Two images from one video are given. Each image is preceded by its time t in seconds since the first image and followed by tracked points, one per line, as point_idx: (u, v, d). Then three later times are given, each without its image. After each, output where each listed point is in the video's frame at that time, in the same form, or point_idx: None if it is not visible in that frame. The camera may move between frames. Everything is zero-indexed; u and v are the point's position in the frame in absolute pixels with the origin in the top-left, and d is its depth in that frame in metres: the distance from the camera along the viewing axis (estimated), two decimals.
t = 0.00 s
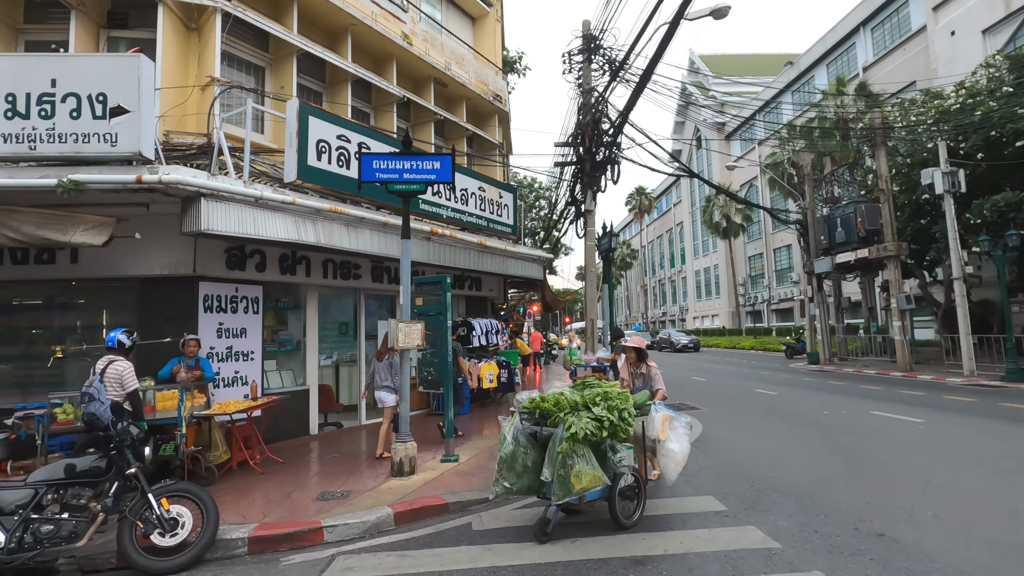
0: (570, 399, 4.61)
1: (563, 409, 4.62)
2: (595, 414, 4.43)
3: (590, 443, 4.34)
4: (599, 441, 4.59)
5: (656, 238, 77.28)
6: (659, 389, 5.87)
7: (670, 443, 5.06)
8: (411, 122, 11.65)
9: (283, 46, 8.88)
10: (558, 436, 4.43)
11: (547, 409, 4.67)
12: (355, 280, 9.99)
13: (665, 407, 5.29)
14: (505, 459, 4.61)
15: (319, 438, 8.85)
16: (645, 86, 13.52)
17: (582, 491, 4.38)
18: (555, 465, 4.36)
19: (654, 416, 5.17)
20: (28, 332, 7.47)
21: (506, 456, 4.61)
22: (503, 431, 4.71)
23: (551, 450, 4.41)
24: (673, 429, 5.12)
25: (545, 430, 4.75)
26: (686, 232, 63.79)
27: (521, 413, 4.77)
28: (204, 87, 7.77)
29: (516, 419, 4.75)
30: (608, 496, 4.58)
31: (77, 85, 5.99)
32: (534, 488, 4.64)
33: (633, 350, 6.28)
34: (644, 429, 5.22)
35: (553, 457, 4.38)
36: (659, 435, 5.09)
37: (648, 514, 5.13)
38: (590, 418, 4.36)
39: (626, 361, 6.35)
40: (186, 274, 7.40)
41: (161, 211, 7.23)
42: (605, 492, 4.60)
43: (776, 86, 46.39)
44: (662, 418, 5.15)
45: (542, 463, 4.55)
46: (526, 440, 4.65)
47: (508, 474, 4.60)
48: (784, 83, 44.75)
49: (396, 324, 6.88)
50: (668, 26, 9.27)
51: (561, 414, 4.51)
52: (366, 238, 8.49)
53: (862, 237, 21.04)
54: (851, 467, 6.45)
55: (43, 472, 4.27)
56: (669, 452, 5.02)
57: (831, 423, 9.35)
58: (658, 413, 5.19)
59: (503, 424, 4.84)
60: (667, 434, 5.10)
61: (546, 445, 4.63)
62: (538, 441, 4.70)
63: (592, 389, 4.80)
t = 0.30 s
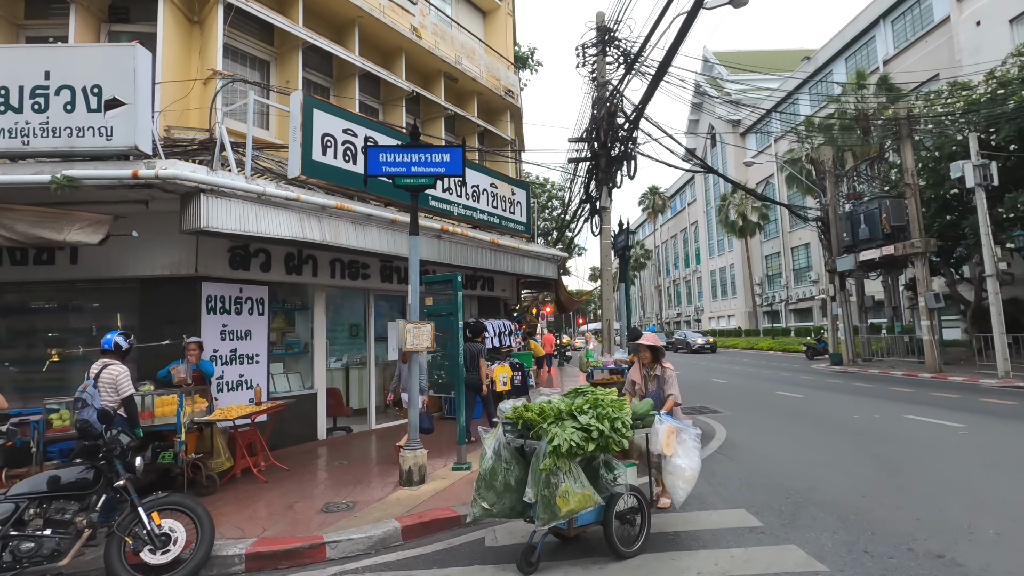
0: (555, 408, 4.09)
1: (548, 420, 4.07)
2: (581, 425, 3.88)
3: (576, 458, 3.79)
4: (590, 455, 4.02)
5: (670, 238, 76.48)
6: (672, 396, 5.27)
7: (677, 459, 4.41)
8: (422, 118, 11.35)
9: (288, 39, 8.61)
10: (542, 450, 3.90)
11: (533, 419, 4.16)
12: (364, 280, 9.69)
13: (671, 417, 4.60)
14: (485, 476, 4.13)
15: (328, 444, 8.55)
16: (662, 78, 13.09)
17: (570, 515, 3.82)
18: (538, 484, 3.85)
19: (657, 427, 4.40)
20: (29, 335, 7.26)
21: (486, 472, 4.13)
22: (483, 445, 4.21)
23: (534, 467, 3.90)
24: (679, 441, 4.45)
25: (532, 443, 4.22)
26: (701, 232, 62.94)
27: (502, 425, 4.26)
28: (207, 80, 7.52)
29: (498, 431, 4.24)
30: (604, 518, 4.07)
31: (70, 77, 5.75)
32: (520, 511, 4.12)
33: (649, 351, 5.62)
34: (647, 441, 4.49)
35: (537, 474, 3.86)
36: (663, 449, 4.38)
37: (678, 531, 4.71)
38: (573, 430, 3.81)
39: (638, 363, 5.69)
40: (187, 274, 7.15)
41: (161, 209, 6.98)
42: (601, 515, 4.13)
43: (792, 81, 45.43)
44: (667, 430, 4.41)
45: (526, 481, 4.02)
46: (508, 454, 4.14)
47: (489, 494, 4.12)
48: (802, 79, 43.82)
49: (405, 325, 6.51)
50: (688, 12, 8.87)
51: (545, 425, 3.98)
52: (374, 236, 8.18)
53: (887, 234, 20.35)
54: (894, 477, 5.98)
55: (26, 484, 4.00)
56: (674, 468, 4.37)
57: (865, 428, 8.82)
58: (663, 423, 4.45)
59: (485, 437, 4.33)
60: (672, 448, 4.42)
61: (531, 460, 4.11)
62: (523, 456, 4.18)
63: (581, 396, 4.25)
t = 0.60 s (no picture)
0: (520, 417, 3.53)
1: (511, 432, 3.51)
2: (545, 438, 3.32)
3: (535, 479, 3.22)
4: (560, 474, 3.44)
5: (676, 237, 75.93)
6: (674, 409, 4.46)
7: (668, 479, 3.79)
8: (424, 112, 11.02)
9: (285, 28, 8.30)
10: (501, 467, 3.35)
11: (496, 431, 3.59)
12: (365, 279, 9.36)
13: (664, 430, 3.96)
14: (440, 497, 3.56)
15: (326, 448, 8.22)
16: (671, 70, 12.73)
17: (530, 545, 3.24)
18: (493, 506, 3.29)
19: (646, 440, 3.77)
20: (15, 335, 6.97)
21: (441, 492, 3.57)
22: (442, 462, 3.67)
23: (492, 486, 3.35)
24: (671, 458, 3.82)
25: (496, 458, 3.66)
26: (707, 231, 62.42)
27: (465, 437, 3.71)
28: (198, 69, 7.21)
29: (460, 445, 3.68)
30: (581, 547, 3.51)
31: (50, 62, 5.44)
32: (478, 538, 3.53)
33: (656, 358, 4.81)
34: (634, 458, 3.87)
35: (493, 495, 3.31)
36: (654, 468, 3.75)
37: (700, 546, 4.36)
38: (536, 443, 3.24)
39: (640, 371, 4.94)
40: (178, 272, 6.83)
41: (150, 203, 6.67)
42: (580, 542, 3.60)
43: (800, 78, 44.90)
44: (659, 445, 3.78)
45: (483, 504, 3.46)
46: (469, 472, 3.57)
47: (443, 520, 3.54)
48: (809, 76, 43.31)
49: (405, 325, 6.13)
50: None
51: (507, 438, 3.43)
52: (373, 232, 7.85)
53: (901, 232, 19.89)
54: (927, 486, 5.61)
55: None
56: (664, 489, 3.76)
57: (887, 432, 8.40)
58: (652, 436, 3.81)
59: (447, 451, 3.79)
60: (663, 467, 3.78)
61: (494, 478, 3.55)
62: (486, 473, 3.61)
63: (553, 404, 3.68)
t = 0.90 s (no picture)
0: (459, 436, 2.95)
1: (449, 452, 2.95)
2: (481, 463, 2.73)
3: (465, 515, 2.66)
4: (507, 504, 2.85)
5: (678, 238, 75.47)
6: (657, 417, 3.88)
7: (648, 505, 3.22)
8: (422, 104, 10.66)
9: (276, 14, 7.95)
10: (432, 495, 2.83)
11: (435, 451, 3.04)
12: (359, 275, 9.00)
13: (644, 445, 3.35)
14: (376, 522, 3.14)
15: (318, 452, 7.87)
16: (678, 62, 12.37)
17: None
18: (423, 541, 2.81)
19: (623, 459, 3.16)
20: None
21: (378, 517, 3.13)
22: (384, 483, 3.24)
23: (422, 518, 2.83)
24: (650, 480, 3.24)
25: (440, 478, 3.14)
26: (711, 231, 61.97)
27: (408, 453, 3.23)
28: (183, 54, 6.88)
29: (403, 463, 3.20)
30: None
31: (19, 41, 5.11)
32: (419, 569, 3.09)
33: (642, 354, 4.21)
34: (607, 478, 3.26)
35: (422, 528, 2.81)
36: (629, 493, 3.15)
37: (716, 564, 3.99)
38: (467, 471, 2.67)
39: (625, 370, 4.33)
40: (161, 266, 6.48)
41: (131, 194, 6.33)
42: None
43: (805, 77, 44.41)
44: (637, 465, 3.17)
45: (416, 534, 3.00)
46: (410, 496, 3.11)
47: (376, 548, 3.14)
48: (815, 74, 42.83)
49: (398, 322, 5.72)
50: None
51: (441, 461, 2.88)
52: (367, 226, 7.50)
53: (911, 230, 19.47)
54: (957, 496, 5.23)
55: None
56: (642, 516, 3.19)
57: (906, 437, 8.02)
58: (630, 453, 3.20)
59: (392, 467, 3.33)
60: (642, 490, 3.18)
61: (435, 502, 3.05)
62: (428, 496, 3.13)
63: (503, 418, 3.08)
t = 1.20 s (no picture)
0: (362, 473, 2.44)
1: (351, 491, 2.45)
2: (376, 510, 2.21)
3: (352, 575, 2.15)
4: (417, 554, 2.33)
5: (678, 235, 75.18)
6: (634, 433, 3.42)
7: (613, 546, 2.70)
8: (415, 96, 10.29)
9: None
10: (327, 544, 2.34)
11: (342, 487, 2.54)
12: (349, 273, 8.63)
13: (612, 473, 2.82)
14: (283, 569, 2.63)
15: (307, 458, 7.51)
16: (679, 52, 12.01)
17: None
18: None
19: (583, 489, 2.62)
20: None
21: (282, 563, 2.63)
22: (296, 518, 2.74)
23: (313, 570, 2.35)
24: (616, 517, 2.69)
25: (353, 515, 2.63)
26: (710, 229, 61.68)
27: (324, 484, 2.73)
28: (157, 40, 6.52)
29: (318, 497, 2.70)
30: None
31: None
32: None
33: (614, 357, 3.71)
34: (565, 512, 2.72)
35: None
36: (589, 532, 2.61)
37: None
38: (353, 522, 2.16)
39: (599, 377, 3.84)
40: (135, 265, 6.11)
41: (102, 188, 5.96)
42: None
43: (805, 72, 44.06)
44: (602, 498, 2.63)
45: None
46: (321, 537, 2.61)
47: None
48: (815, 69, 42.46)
49: (385, 322, 5.37)
50: None
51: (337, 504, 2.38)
52: (355, 222, 7.13)
53: (915, 226, 19.15)
54: (985, 506, 4.87)
55: None
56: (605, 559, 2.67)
57: (922, 439, 7.65)
58: (593, 483, 2.67)
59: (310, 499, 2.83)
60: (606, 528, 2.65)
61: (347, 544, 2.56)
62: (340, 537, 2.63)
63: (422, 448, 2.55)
